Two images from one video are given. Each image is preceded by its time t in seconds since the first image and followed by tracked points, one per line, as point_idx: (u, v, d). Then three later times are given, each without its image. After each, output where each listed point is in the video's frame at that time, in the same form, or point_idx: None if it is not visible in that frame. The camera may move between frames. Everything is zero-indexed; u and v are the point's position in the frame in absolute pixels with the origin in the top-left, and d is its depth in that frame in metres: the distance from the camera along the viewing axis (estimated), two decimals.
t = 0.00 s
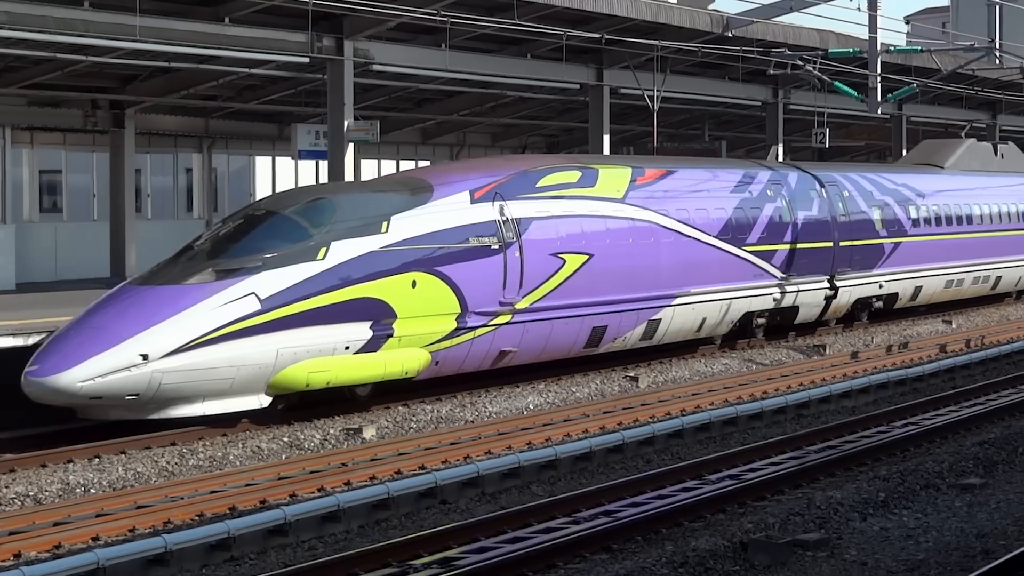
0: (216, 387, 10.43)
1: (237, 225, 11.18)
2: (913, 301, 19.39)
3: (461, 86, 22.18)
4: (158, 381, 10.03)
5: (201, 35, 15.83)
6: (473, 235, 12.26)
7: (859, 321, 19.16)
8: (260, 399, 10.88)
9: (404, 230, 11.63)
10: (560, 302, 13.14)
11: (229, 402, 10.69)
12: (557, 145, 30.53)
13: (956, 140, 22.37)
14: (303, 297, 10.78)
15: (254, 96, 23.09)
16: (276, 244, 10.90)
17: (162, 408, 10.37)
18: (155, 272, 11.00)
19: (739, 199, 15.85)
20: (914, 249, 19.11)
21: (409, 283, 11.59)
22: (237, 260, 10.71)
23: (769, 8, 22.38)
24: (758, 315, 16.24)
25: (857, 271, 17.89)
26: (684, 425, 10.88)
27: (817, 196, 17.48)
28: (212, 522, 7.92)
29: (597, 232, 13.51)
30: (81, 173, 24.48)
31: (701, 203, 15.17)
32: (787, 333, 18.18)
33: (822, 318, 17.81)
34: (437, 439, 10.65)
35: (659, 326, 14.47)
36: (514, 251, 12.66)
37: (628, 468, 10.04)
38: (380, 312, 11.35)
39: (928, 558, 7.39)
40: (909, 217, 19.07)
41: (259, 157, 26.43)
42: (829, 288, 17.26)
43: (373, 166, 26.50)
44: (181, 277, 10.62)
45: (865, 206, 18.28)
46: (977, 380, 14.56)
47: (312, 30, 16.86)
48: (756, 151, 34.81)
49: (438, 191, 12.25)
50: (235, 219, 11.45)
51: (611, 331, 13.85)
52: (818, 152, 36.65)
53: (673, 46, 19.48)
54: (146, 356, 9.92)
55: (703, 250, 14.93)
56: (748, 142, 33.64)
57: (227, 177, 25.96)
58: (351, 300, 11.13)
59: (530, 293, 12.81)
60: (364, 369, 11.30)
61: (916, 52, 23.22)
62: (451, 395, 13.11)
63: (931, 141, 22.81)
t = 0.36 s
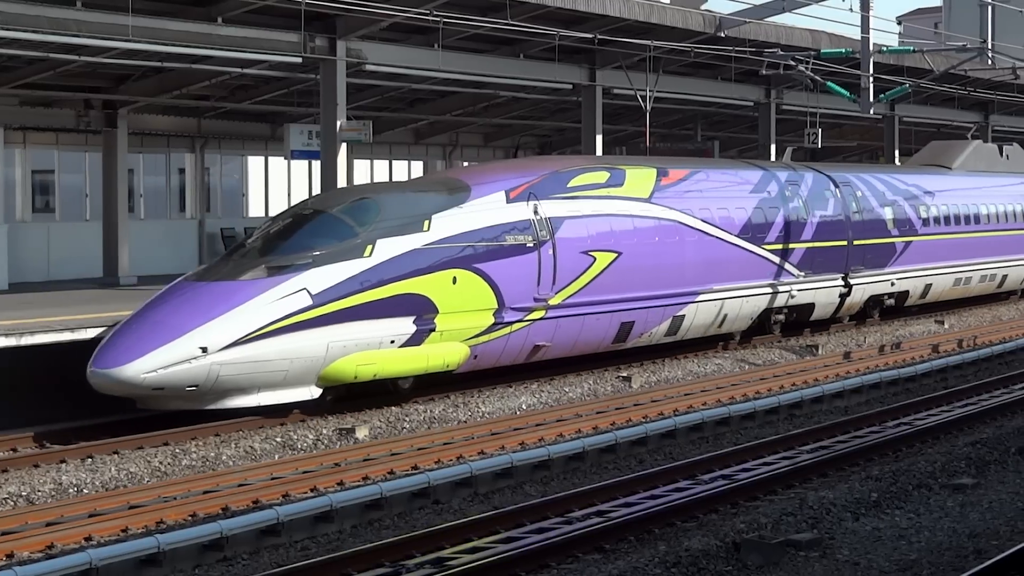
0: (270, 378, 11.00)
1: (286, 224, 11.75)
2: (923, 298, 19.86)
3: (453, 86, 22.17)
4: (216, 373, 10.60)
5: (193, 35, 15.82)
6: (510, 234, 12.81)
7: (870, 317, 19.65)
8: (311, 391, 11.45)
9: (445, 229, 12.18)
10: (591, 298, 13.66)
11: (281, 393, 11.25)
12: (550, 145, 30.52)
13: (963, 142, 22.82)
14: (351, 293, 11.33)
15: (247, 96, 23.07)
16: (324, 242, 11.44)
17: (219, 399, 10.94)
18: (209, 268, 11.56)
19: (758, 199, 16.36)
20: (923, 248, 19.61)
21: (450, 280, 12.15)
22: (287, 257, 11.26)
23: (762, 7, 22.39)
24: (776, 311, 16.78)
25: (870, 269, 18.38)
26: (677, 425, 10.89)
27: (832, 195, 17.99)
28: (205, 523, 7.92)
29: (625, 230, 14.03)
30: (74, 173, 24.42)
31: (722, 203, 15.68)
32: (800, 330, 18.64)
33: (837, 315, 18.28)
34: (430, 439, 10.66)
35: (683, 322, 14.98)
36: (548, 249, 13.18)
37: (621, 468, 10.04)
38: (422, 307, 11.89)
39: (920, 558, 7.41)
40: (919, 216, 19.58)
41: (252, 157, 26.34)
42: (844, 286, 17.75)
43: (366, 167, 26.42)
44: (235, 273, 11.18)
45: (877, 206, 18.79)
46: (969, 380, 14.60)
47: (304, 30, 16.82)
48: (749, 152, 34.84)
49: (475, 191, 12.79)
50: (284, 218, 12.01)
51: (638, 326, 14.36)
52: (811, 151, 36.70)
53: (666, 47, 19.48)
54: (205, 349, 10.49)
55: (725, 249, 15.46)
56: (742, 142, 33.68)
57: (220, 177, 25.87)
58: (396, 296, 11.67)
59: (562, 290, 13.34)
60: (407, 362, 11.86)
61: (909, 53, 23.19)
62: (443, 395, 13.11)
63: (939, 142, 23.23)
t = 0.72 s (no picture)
0: (314, 371, 11.47)
1: (325, 225, 12.25)
2: (928, 297, 20.43)
3: (443, 87, 22.16)
4: (264, 366, 11.08)
5: (182, 35, 15.81)
6: (538, 234, 13.33)
7: (878, 315, 20.23)
8: (352, 384, 11.92)
9: (477, 228, 12.68)
10: (614, 296, 14.19)
11: (324, 386, 11.73)
12: (539, 146, 30.49)
13: (966, 145, 23.43)
14: (390, 289, 11.83)
15: (236, 96, 23.03)
16: (363, 241, 11.94)
17: (266, 391, 11.40)
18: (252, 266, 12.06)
19: (772, 200, 16.94)
20: (929, 248, 20.21)
21: (482, 277, 12.67)
22: (327, 256, 11.75)
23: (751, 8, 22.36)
24: (789, 309, 17.38)
25: (877, 268, 18.94)
26: (666, 426, 10.92)
27: (842, 196, 18.53)
28: (195, 523, 7.91)
29: (646, 230, 14.57)
30: (63, 174, 24.36)
31: (738, 204, 16.23)
32: (811, 325, 19.21)
33: (845, 313, 18.84)
34: (420, 440, 10.67)
35: (701, 319, 15.56)
36: (574, 248, 13.69)
37: (610, 469, 10.07)
38: (456, 304, 12.42)
39: (910, 559, 7.45)
40: (925, 217, 20.17)
41: (242, 157, 26.27)
42: (854, 285, 18.31)
43: (356, 168, 26.55)
44: (279, 271, 11.67)
45: (885, 207, 19.35)
46: (958, 381, 14.66)
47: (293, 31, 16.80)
48: (737, 153, 34.89)
49: (504, 192, 13.29)
50: (323, 218, 12.50)
51: (657, 323, 14.91)
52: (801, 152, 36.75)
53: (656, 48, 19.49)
54: (254, 343, 10.98)
55: (739, 248, 16.00)
56: (730, 143, 33.71)
57: (209, 178, 25.79)
58: (432, 293, 12.18)
59: (587, 288, 13.86)
60: (443, 357, 12.39)
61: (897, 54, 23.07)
62: (433, 396, 13.13)
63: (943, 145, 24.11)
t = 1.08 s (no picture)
0: (351, 365, 11.93)
1: (360, 224, 12.65)
2: (930, 296, 20.73)
3: (431, 87, 22.13)
4: (303, 361, 11.54)
5: (171, 36, 15.79)
6: (562, 233, 13.67)
7: (881, 314, 20.51)
8: (386, 377, 12.39)
9: (504, 228, 13.05)
10: (634, 293, 14.54)
11: (360, 379, 12.18)
12: (527, 146, 30.46)
13: (968, 147, 23.85)
14: (422, 287, 12.22)
15: (225, 96, 22.98)
16: (394, 241, 12.31)
17: (305, 385, 11.87)
18: (291, 264, 12.49)
19: (782, 201, 17.29)
20: (932, 248, 20.51)
21: (509, 275, 13.04)
22: (360, 254, 12.15)
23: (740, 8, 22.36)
24: (799, 306, 17.68)
25: (883, 268, 19.21)
26: (655, 427, 10.92)
27: (848, 197, 18.82)
28: (182, 524, 7.89)
29: (664, 230, 14.90)
30: (52, 174, 24.32)
31: (751, 204, 16.57)
32: (818, 325, 19.49)
33: (852, 311, 19.16)
34: (408, 441, 10.66)
35: (715, 316, 15.92)
36: (596, 247, 14.00)
37: (598, 470, 10.08)
38: (485, 301, 12.80)
39: (897, 560, 7.47)
40: (929, 217, 20.51)
41: (230, 157, 26.21)
42: (860, 284, 18.61)
43: (344, 168, 26.56)
44: (316, 269, 12.09)
45: (890, 208, 19.64)
46: (946, 382, 14.71)
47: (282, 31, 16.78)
48: (726, 154, 34.90)
49: (529, 193, 13.62)
50: (357, 217, 12.89)
51: (674, 320, 15.25)
52: (790, 152, 36.77)
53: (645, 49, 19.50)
54: (294, 339, 11.44)
55: (753, 247, 16.35)
56: (719, 143, 33.73)
57: (198, 179, 25.72)
58: (461, 290, 12.57)
59: (608, 285, 14.19)
60: (472, 352, 12.82)
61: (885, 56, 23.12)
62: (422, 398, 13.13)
63: (945, 145, 24.45)
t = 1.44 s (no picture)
0: (377, 357, 12.24)
1: (383, 220, 12.98)
2: (927, 292, 21.23)
3: (415, 85, 22.13)
4: (333, 353, 11.86)
5: (154, 34, 15.76)
6: (576, 230, 14.05)
7: (879, 310, 20.95)
8: (411, 369, 12.70)
9: (522, 225, 13.43)
10: (644, 289, 14.94)
11: (385, 371, 12.48)
12: (511, 145, 30.46)
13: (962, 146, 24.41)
14: (445, 282, 12.59)
15: (208, 95, 22.95)
16: (417, 237, 12.67)
17: (333, 376, 12.17)
18: (317, 260, 12.81)
19: (785, 199, 17.72)
20: (928, 245, 21.02)
21: (527, 271, 13.43)
22: (384, 250, 12.49)
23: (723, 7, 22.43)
24: (801, 302, 18.07)
25: (881, 264, 19.69)
26: (637, 424, 10.96)
27: (849, 195, 19.28)
28: (165, 523, 7.87)
29: (674, 226, 15.30)
30: (35, 174, 24.24)
31: (756, 202, 17.00)
32: (818, 320, 19.94)
33: (852, 306, 19.56)
34: (391, 439, 10.66)
35: (722, 311, 16.30)
36: (609, 244, 14.39)
37: (581, 467, 10.11)
38: (503, 297, 13.19)
39: (881, 557, 7.52)
40: (925, 215, 21.01)
41: (213, 156, 26.16)
42: (860, 280, 19.03)
43: (327, 167, 26.40)
44: (342, 265, 12.41)
45: (888, 206, 20.11)
46: (929, 380, 14.79)
47: (265, 30, 16.76)
48: (709, 152, 34.99)
49: (544, 191, 14.01)
50: (379, 214, 13.23)
51: (682, 315, 15.66)
52: (772, 151, 36.88)
53: (628, 47, 19.53)
54: (324, 331, 11.76)
55: (757, 244, 16.77)
56: (702, 142, 33.80)
57: (181, 177, 25.67)
58: (482, 285, 12.94)
59: (620, 281, 14.58)
60: (495, 346, 13.20)
61: (868, 54, 23.52)
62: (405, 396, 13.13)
63: (940, 145, 25.07)
